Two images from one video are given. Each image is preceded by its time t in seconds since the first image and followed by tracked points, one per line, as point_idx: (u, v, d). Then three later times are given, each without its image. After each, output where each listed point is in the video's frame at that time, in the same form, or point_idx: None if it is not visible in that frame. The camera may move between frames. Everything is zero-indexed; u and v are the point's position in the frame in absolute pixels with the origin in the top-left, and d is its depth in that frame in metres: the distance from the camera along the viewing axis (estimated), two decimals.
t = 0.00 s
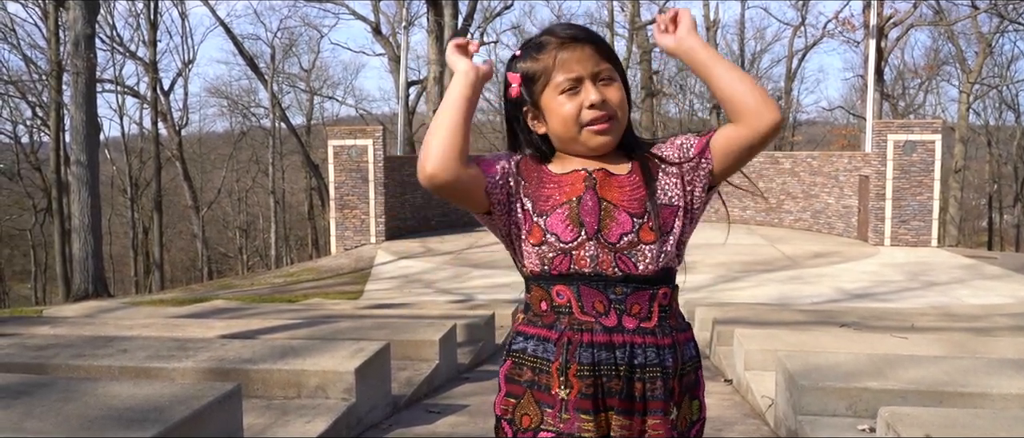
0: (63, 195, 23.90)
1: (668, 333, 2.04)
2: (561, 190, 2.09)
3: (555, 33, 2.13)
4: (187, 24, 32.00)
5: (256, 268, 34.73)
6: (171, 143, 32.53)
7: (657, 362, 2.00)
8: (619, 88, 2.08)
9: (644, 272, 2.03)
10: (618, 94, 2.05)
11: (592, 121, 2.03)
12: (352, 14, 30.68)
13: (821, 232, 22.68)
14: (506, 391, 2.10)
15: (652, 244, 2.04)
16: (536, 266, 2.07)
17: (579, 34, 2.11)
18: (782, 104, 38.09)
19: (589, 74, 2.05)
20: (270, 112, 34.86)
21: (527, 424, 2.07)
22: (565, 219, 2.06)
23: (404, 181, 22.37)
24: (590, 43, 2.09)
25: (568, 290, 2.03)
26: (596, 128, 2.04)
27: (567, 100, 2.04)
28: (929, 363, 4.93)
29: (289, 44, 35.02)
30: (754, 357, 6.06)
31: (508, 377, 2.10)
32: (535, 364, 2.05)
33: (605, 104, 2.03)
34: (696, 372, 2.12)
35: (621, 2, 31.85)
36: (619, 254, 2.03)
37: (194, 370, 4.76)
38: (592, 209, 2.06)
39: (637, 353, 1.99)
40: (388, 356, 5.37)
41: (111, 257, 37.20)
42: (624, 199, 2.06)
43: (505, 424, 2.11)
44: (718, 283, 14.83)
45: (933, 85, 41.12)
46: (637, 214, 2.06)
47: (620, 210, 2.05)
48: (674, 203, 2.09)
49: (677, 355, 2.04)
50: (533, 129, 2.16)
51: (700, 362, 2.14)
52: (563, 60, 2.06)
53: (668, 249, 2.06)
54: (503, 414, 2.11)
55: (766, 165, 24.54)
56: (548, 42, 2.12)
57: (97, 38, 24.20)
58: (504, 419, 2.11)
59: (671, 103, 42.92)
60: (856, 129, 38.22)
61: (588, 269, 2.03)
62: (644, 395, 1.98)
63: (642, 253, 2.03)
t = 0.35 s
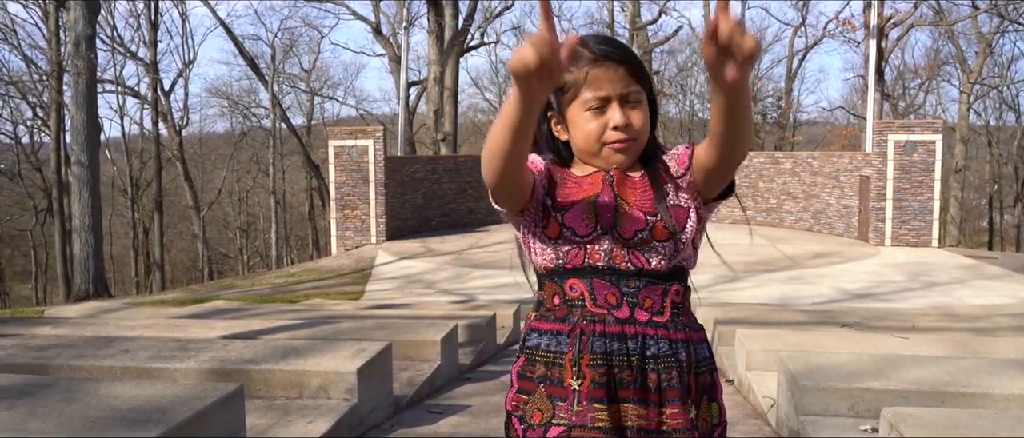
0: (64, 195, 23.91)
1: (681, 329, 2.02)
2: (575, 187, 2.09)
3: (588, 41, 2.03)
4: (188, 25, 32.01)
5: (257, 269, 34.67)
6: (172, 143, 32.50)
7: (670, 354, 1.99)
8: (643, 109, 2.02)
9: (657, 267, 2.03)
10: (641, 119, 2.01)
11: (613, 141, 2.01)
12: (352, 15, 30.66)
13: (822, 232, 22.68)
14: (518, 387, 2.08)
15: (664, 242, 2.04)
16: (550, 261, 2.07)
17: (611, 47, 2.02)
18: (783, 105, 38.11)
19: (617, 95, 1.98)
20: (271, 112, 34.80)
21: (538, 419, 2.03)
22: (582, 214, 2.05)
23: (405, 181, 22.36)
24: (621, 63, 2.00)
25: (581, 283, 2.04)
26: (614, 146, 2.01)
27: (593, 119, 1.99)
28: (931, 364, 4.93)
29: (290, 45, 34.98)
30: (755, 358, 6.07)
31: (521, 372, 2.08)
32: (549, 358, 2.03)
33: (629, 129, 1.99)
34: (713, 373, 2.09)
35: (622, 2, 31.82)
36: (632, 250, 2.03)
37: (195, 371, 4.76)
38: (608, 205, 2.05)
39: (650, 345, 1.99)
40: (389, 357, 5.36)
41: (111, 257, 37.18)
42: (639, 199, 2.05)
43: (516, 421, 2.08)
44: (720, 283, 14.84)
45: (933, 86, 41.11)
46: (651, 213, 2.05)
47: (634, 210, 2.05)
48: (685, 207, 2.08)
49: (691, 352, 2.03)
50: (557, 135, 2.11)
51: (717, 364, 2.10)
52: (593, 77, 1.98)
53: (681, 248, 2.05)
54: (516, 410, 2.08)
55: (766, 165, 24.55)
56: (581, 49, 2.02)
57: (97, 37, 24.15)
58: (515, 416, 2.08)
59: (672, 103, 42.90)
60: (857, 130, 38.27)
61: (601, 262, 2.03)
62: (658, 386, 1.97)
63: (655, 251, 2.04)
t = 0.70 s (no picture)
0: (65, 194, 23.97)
1: (671, 346, 2.02)
2: (573, 203, 2.03)
3: (603, 21, 2.16)
4: (188, 24, 32.04)
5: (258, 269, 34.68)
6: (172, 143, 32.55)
7: (657, 375, 2.00)
8: (653, 85, 2.08)
9: (649, 285, 1.99)
10: (652, 91, 2.05)
11: (624, 108, 2.02)
12: (353, 14, 30.67)
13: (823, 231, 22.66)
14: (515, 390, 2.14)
15: (661, 264, 1.98)
16: (543, 275, 2.05)
17: (626, 25, 2.14)
18: (784, 105, 38.12)
19: (630, 62, 2.06)
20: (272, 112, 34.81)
21: (532, 421, 2.11)
22: (575, 235, 1.99)
23: (405, 181, 22.34)
24: (635, 37, 2.12)
25: (573, 301, 2.03)
26: (625, 114, 2.02)
27: (603, 81, 2.04)
28: (932, 363, 4.92)
29: (291, 44, 34.95)
30: (756, 357, 6.07)
31: (517, 378, 2.13)
32: (541, 368, 2.07)
33: (641, 92, 2.02)
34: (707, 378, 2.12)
35: (623, 2, 31.80)
36: (627, 271, 1.98)
37: (196, 370, 4.76)
38: (602, 223, 1.99)
39: (638, 363, 1.99)
40: (390, 356, 5.37)
41: (112, 257, 37.17)
42: (638, 216, 1.99)
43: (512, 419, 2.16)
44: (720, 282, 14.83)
45: (934, 85, 41.09)
46: (649, 233, 1.98)
47: (632, 227, 1.98)
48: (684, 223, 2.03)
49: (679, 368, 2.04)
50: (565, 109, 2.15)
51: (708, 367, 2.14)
52: (606, 44, 2.08)
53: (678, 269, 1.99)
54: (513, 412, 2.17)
55: (767, 165, 24.54)
56: (596, 27, 2.15)
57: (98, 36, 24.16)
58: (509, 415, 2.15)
59: (673, 103, 42.87)
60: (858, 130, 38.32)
61: (593, 281, 2.00)
62: (642, 405, 2.00)
63: (649, 271, 1.98)
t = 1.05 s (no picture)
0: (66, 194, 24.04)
1: (656, 348, 2.04)
2: (562, 204, 2.07)
3: (622, 29, 2.10)
4: (189, 25, 32.09)
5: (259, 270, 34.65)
6: (173, 143, 32.55)
7: (642, 375, 2.00)
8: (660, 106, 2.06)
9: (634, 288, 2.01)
10: (657, 114, 2.03)
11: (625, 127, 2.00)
12: (354, 15, 30.71)
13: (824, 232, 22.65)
14: (501, 395, 2.10)
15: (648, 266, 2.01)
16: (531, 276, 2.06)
17: (644, 38, 2.09)
18: (784, 105, 38.19)
19: (641, 80, 2.03)
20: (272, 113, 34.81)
21: (515, 425, 2.08)
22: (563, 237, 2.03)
23: (406, 181, 22.33)
24: (651, 54, 2.07)
25: (559, 303, 2.04)
26: (625, 133, 2.00)
27: (609, 96, 2.01)
28: (931, 365, 4.93)
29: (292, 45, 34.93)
30: (755, 358, 6.08)
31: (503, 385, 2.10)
32: (529, 371, 2.05)
33: (645, 115, 2.00)
34: (690, 377, 2.15)
35: (623, 2, 31.83)
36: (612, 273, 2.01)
37: (195, 371, 4.77)
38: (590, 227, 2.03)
39: (624, 364, 2.00)
40: (389, 357, 5.38)
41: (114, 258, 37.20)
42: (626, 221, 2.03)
43: (498, 427, 2.12)
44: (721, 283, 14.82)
45: (935, 85, 41.11)
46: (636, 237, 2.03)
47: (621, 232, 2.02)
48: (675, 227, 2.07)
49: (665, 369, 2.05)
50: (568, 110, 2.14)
51: (692, 369, 2.16)
52: (621, 57, 2.04)
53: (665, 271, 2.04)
54: (497, 419, 2.11)
55: (767, 165, 24.54)
56: (614, 34, 2.09)
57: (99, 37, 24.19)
58: (497, 422, 2.11)
59: (674, 103, 42.86)
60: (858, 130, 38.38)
61: (579, 284, 2.02)
62: (628, 405, 2.00)
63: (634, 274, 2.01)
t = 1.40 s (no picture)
0: (67, 195, 24.05)
1: (660, 356, 2.07)
2: (569, 214, 2.09)
3: (626, 43, 2.11)
4: (190, 25, 32.10)
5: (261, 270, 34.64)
6: (174, 143, 32.57)
7: (647, 383, 2.03)
8: (663, 121, 2.08)
9: (639, 298, 2.04)
10: (659, 130, 2.05)
11: (628, 143, 2.02)
12: (355, 16, 30.75)
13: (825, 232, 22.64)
14: (506, 404, 2.12)
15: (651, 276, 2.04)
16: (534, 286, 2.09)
17: (649, 51, 2.10)
18: (785, 106, 38.26)
19: (644, 96, 2.04)
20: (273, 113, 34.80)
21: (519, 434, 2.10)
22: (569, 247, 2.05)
23: (406, 182, 22.34)
24: (653, 68, 2.07)
25: (564, 312, 2.06)
26: (628, 149, 2.02)
27: (611, 113, 2.03)
28: (929, 367, 4.95)
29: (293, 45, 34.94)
30: (755, 360, 6.10)
31: (507, 392, 2.12)
32: (533, 379, 2.07)
33: (647, 131, 2.02)
34: (689, 386, 2.17)
35: (624, 3, 31.85)
36: (616, 282, 2.03)
37: (196, 375, 4.79)
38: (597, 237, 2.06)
39: (629, 373, 2.03)
40: (389, 359, 5.41)
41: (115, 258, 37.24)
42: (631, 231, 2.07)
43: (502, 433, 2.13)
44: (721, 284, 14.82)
45: (936, 86, 41.13)
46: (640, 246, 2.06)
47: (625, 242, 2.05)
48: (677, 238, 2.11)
49: (668, 378, 2.08)
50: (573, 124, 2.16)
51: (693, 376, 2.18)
52: (623, 72, 2.05)
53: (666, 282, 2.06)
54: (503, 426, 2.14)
55: (768, 166, 24.55)
56: (618, 49, 2.10)
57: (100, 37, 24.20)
58: (502, 429, 2.13)
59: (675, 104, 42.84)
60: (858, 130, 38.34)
61: (584, 294, 2.04)
62: (634, 413, 2.02)
63: (638, 283, 2.04)
